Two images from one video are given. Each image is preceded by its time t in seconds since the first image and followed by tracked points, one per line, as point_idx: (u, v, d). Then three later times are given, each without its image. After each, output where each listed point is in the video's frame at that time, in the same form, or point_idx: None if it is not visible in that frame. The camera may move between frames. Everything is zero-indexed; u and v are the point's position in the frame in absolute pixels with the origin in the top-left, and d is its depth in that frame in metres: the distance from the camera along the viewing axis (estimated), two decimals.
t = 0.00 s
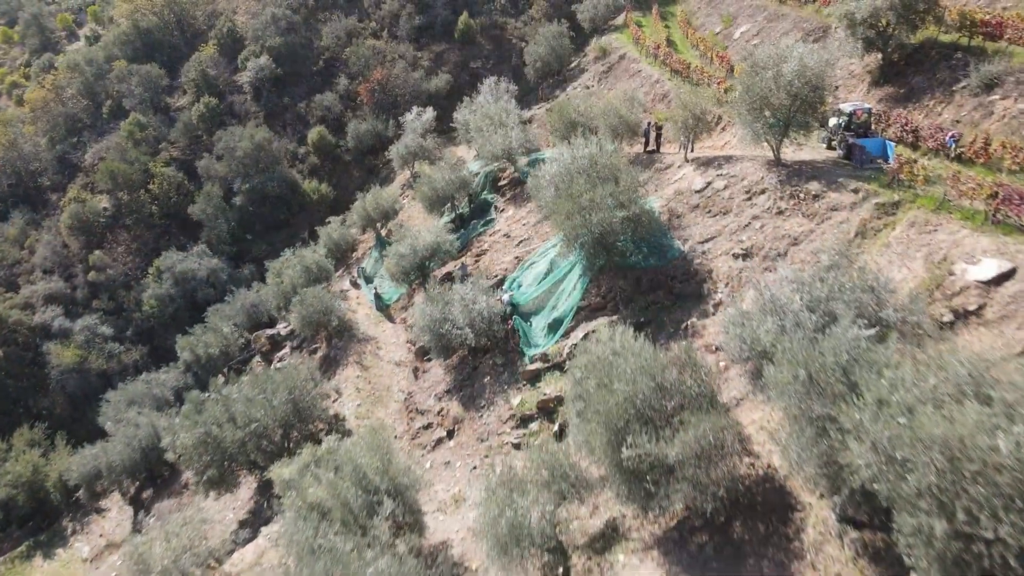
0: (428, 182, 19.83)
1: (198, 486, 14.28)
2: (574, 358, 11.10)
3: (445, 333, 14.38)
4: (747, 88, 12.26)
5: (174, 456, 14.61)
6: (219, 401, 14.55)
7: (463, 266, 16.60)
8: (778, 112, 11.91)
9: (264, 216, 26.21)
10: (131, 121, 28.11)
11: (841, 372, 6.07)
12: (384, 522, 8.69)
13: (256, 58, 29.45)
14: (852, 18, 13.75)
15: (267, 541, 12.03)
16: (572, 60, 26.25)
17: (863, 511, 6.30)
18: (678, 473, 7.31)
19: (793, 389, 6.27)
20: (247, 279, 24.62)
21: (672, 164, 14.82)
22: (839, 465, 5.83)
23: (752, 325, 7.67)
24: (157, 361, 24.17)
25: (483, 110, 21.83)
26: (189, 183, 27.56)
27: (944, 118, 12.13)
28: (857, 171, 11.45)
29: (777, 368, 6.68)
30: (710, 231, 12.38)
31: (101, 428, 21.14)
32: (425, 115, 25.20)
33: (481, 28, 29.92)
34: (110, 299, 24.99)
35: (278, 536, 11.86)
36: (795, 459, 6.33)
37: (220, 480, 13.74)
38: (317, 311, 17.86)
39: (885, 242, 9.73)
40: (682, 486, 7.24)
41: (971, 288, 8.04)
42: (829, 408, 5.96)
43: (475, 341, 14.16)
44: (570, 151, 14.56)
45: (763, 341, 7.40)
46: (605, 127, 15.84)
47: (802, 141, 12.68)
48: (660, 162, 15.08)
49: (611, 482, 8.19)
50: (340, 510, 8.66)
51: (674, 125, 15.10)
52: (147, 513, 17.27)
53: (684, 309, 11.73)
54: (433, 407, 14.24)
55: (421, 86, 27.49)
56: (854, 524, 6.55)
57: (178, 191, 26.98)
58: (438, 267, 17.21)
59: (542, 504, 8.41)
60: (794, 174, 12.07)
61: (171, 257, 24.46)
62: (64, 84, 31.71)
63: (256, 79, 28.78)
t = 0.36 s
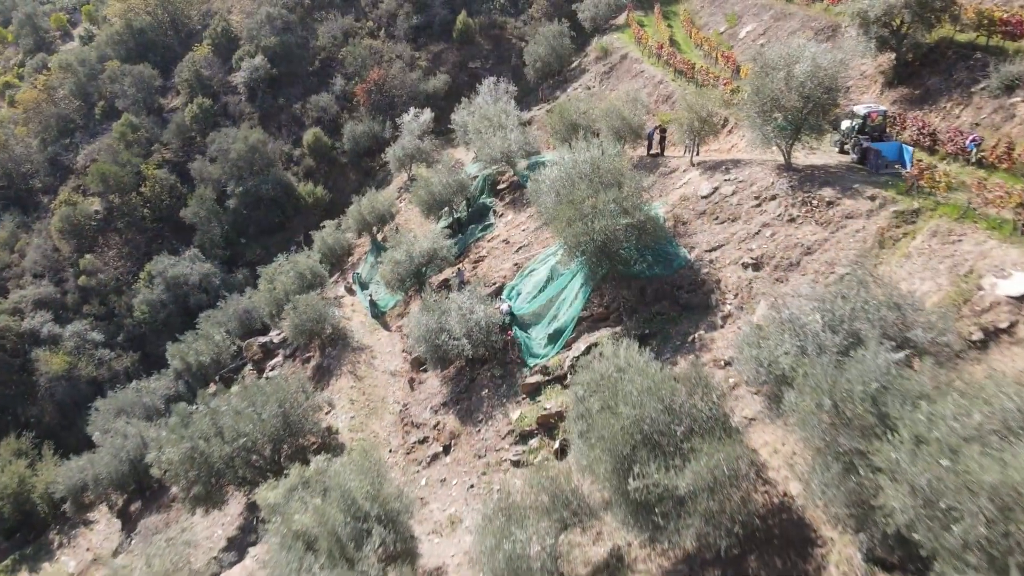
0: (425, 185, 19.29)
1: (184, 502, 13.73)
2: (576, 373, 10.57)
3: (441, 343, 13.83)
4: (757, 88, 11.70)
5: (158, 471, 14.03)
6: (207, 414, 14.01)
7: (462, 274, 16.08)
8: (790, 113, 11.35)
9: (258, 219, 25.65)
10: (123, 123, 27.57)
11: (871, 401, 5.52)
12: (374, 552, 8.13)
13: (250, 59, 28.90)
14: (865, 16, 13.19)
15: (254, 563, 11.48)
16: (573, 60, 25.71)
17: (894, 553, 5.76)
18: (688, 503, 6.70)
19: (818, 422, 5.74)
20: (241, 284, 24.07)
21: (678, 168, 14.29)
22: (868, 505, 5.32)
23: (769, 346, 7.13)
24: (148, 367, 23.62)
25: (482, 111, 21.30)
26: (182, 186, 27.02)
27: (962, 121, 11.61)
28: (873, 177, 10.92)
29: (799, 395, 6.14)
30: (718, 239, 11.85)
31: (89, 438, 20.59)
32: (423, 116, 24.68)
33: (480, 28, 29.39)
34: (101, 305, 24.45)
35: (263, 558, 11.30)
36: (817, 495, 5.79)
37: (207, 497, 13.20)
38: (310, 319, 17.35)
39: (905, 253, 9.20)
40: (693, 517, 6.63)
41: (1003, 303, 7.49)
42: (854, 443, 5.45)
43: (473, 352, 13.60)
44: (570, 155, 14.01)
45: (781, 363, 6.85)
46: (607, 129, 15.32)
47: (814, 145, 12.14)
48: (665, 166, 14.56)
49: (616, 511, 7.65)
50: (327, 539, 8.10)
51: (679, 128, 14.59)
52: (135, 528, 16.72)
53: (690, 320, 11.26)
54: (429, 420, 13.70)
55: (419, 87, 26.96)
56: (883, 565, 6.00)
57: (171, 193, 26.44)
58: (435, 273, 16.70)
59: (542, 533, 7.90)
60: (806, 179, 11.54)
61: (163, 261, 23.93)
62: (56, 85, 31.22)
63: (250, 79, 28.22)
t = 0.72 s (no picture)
0: (421, 185, 18.65)
1: (166, 518, 13.04)
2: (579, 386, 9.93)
3: (437, 350, 13.20)
4: (770, 82, 11.02)
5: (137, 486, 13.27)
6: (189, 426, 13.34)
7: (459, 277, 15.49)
8: (805, 109, 10.70)
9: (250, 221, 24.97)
10: (113, 121, 26.91)
11: (914, 429, 4.87)
12: None
13: (243, 56, 28.26)
14: (883, 7, 12.56)
15: None
16: (574, 57, 25.09)
17: None
18: (705, 536, 5.96)
19: (852, 451, 5.10)
20: (233, 286, 23.41)
21: (684, 167, 13.66)
22: (916, 551, 4.63)
23: (793, 362, 6.47)
24: (137, 372, 22.96)
25: (481, 109, 20.68)
26: (174, 186, 26.35)
27: (987, 117, 10.96)
28: (892, 177, 10.31)
29: (830, 419, 5.48)
30: (728, 242, 11.21)
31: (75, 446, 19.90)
32: (420, 114, 24.05)
33: (479, 24, 28.77)
34: (89, 308, 23.78)
35: None
36: (853, 534, 5.15)
37: (189, 513, 12.51)
38: (301, 324, 16.73)
39: (934, 257, 8.55)
40: (710, 555, 5.89)
41: None
42: (896, 476, 4.81)
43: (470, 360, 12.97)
44: (572, 153, 13.37)
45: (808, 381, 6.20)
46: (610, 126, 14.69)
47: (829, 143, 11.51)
48: (670, 166, 13.93)
49: (624, 541, 6.97)
50: (308, 569, 7.43)
51: (686, 125, 13.96)
52: (119, 542, 16.05)
53: (699, 328, 10.64)
54: (424, 431, 13.06)
55: (416, 84, 26.34)
56: None
57: (162, 193, 25.79)
58: (432, 277, 16.10)
59: (542, 561, 7.28)
60: (822, 179, 10.90)
61: (152, 263, 23.25)
62: (46, 83, 30.58)
63: (243, 77, 27.59)
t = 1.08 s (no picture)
0: (417, 183, 17.99)
1: (146, 532, 12.36)
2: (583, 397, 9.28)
3: (432, 356, 12.54)
4: (785, 71, 10.37)
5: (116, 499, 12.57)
6: (170, 434, 12.68)
7: (456, 279, 14.83)
8: (822, 100, 10.05)
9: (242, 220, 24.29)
10: (102, 118, 26.25)
11: (973, 458, 4.21)
12: None
13: (236, 51, 27.60)
14: None
15: None
16: (575, 52, 24.46)
17: None
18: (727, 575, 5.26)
19: (905, 485, 4.48)
20: (224, 287, 22.75)
21: (692, 163, 13.01)
22: None
23: (824, 374, 5.82)
24: (126, 376, 22.29)
25: (479, 104, 20.05)
26: (164, 184, 25.69)
27: (1016, 109, 10.30)
28: (916, 173, 9.67)
29: (877, 445, 4.86)
30: (740, 242, 10.55)
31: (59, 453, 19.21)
32: (416, 110, 23.42)
33: (477, 19, 28.12)
34: (77, 309, 23.17)
35: None
36: None
37: (169, 527, 11.83)
38: (291, 327, 15.99)
39: (967, 258, 7.89)
40: None
41: None
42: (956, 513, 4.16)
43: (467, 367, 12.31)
44: (575, 148, 12.69)
45: (842, 398, 5.53)
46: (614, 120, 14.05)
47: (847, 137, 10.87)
48: (678, 162, 13.29)
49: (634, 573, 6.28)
50: None
51: (694, 119, 13.32)
52: (101, 555, 15.37)
53: (708, 334, 10.00)
54: (418, 441, 12.41)
55: (413, 80, 25.68)
56: None
57: (151, 191, 25.12)
58: (427, 278, 15.46)
59: None
60: (841, 175, 10.25)
61: (140, 263, 22.56)
62: (36, 79, 29.95)
63: (236, 72, 26.93)
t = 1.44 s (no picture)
0: (412, 181, 17.36)
1: (125, 550, 11.71)
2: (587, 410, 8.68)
3: (426, 363, 11.92)
4: (801, 61, 9.73)
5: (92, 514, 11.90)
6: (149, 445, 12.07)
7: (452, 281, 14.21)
8: (842, 91, 9.40)
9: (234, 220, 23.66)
10: (91, 115, 25.64)
11: None
12: None
13: (229, 47, 26.95)
14: None
15: None
16: (576, 47, 23.82)
17: None
18: None
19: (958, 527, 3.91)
20: (215, 289, 22.11)
21: (700, 160, 12.38)
22: None
23: (866, 396, 5.28)
24: (114, 381, 21.65)
25: (477, 101, 19.45)
26: (155, 183, 25.06)
27: None
28: (942, 170, 9.06)
29: (928, 479, 4.28)
30: (753, 244, 9.93)
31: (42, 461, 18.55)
32: (413, 108, 22.81)
33: (475, 14, 27.50)
34: (65, 312, 22.51)
35: None
36: None
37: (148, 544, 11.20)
38: (281, 332, 15.38)
39: (1004, 261, 7.24)
40: None
41: None
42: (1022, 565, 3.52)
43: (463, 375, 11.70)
44: (576, 145, 12.07)
45: (884, 423, 5.01)
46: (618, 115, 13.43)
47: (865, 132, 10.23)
48: (685, 159, 12.67)
49: None
50: None
51: (702, 114, 12.70)
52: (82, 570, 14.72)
53: (719, 342, 9.39)
54: (412, 452, 11.78)
55: (410, 77, 25.05)
56: None
57: (141, 191, 24.49)
58: (423, 281, 14.85)
59: None
60: (861, 173, 9.63)
61: (129, 265, 21.93)
62: (26, 76, 29.33)
63: (228, 69, 26.28)
